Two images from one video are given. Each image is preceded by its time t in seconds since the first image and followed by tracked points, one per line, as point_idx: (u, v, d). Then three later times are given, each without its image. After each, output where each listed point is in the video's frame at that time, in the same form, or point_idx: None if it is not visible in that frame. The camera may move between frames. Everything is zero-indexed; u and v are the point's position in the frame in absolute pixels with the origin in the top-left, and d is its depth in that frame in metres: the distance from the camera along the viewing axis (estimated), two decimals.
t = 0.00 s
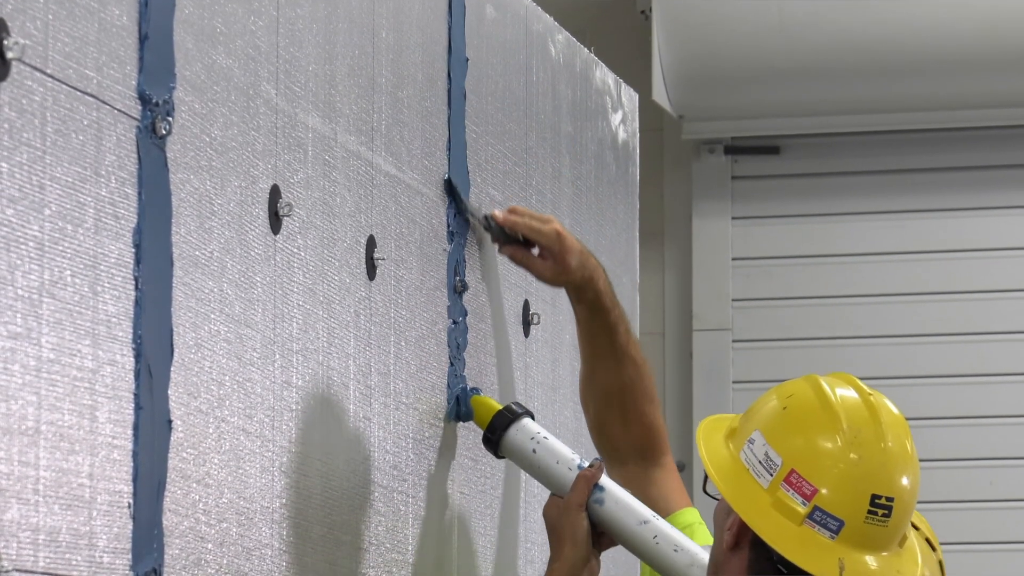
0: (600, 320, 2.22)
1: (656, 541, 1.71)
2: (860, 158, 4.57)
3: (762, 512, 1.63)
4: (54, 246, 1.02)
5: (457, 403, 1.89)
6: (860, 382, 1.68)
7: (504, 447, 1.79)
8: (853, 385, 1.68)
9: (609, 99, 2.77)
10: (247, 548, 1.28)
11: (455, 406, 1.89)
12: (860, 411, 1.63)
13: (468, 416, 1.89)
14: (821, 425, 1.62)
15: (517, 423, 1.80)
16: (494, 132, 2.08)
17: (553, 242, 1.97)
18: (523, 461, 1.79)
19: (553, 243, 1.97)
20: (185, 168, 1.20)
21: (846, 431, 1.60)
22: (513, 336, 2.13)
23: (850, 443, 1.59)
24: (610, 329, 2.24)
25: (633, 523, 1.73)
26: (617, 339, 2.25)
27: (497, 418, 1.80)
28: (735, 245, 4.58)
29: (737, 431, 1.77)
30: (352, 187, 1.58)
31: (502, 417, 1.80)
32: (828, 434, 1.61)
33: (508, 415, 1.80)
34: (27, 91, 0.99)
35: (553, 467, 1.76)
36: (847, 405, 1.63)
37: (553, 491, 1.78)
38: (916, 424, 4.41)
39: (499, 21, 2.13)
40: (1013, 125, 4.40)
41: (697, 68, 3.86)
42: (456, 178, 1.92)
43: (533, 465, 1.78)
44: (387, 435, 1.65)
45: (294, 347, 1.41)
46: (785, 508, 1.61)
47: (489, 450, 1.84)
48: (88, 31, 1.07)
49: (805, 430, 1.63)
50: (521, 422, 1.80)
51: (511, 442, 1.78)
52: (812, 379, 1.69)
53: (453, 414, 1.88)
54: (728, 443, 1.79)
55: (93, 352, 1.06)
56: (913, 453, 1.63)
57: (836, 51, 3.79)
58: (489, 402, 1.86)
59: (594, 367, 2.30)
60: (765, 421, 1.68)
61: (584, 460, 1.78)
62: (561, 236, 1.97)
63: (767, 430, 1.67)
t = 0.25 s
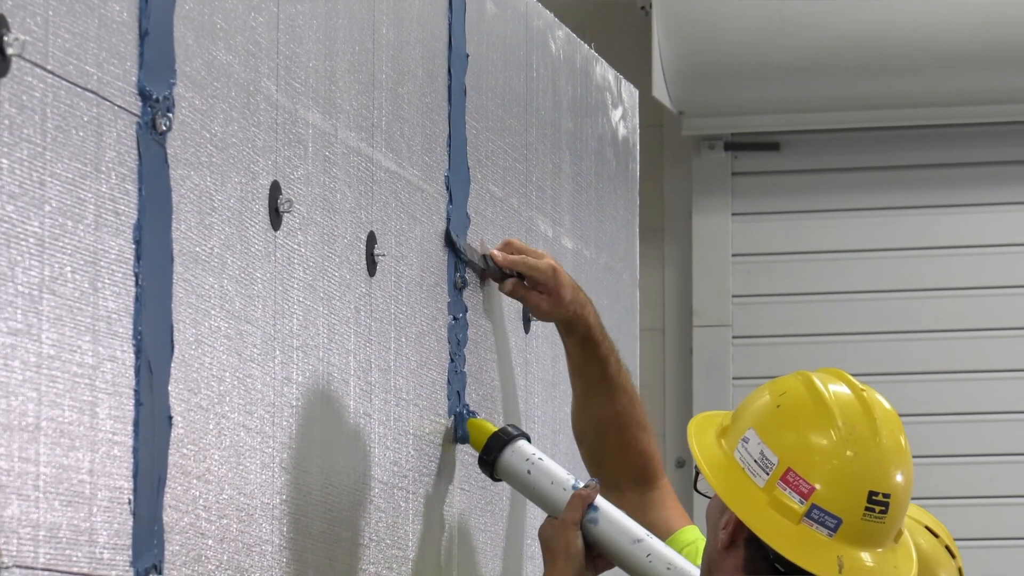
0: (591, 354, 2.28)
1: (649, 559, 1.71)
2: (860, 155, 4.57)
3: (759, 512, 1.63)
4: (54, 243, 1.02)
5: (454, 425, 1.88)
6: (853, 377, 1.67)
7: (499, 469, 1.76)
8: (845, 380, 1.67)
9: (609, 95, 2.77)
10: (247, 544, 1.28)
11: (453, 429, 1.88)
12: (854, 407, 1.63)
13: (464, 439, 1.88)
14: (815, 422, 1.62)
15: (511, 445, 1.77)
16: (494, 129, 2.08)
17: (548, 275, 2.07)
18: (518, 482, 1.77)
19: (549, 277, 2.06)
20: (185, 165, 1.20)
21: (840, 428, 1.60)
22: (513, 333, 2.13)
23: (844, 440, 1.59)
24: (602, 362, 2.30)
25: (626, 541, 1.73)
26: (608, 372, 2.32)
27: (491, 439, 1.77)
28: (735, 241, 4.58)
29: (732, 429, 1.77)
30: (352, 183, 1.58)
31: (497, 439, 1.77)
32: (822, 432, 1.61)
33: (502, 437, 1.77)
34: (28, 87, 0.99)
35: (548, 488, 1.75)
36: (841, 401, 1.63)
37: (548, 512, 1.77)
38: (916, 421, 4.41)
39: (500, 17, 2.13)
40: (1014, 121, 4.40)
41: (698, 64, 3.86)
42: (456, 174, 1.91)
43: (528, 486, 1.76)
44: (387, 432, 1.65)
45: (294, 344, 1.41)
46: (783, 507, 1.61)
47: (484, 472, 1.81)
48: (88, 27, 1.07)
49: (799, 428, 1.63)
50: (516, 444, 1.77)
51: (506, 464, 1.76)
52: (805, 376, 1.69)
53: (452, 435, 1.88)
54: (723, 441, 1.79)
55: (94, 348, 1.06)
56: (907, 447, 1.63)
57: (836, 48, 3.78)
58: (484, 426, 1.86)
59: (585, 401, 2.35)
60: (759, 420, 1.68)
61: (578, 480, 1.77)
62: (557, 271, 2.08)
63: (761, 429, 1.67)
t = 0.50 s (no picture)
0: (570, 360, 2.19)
1: (660, 568, 1.66)
2: (860, 152, 4.57)
3: (769, 511, 1.64)
4: (54, 240, 1.02)
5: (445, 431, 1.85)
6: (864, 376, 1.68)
7: (497, 476, 1.76)
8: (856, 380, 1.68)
9: (609, 93, 2.77)
10: (247, 542, 1.29)
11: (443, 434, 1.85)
12: (865, 407, 1.63)
13: (456, 444, 1.85)
14: (826, 423, 1.63)
15: (507, 451, 1.77)
16: (494, 126, 2.08)
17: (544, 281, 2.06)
18: (518, 490, 1.76)
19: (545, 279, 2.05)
20: (185, 162, 1.20)
21: (852, 429, 1.61)
22: (513, 330, 2.13)
23: (856, 441, 1.60)
24: (580, 368, 2.20)
25: (634, 550, 1.68)
26: (587, 379, 2.21)
27: (487, 446, 1.77)
28: (735, 239, 4.58)
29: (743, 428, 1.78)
30: (352, 180, 1.58)
31: (492, 445, 1.78)
32: (833, 433, 1.62)
33: (498, 443, 1.78)
34: (28, 84, 0.99)
35: (549, 495, 1.73)
36: (852, 402, 1.64)
37: (550, 520, 1.75)
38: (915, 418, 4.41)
39: (500, 14, 2.12)
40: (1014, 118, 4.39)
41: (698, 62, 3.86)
42: (456, 171, 1.91)
43: (529, 494, 1.75)
44: (387, 429, 1.65)
45: (294, 341, 1.41)
46: (793, 507, 1.62)
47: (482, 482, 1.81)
48: (89, 24, 1.07)
49: (810, 428, 1.63)
50: (512, 450, 1.77)
51: (503, 471, 1.76)
52: (816, 376, 1.69)
53: (441, 440, 1.84)
54: (733, 440, 1.79)
55: (94, 345, 1.06)
56: (918, 447, 1.64)
57: (836, 45, 3.78)
58: (477, 431, 1.83)
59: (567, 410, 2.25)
60: (770, 419, 1.69)
61: (579, 487, 1.76)
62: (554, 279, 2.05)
63: (771, 428, 1.68)
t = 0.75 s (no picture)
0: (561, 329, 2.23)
1: (660, 558, 1.66)
2: (860, 150, 4.57)
3: (789, 514, 1.65)
4: (54, 238, 1.02)
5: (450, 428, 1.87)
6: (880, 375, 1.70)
7: (501, 471, 1.76)
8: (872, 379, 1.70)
9: (609, 91, 2.77)
10: (247, 540, 1.29)
11: (448, 431, 1.87)
12: (883, 407, 1.66)
13: (461, 440, 1.87)
14: (845, 424, 1.65)
15: (512, 446, 1.76)
16: (494, 124, 2.08)
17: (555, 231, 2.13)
18: (521, 485, 1.75)
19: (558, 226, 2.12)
20: (185, 160, 1.20)
21: (871, 429, 1.63)
22: (513, 328, 2.13)
23: (875, 441, 1.62)
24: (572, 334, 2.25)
25: (635, 540, 1.69)
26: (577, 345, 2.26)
27: (491, 442, 1.77)
28: (735, 237, 4.58)
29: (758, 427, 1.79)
30: (352, 179, 1.58)
31: (496, 442, 1.77)
32: (852, 433, 1.64)
33: (502, 438, 1.77)
34: (28, 82, 0.99)
35: (552, 487, 1.73)
36: (870, 402, 1.66)
37: (554, 514, 1.74)
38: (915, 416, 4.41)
39: (500, 13, 2.12)
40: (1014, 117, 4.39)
41: (698, 61, 3.86)
42: (456, 170, 1.91)
43: (532, 488, 1.74)
44: (386, 427, 1.65)
45: (294, 339, 1.41)
46: (813, 509, 1.64)
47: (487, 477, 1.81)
48: (88, 23, 1.07)
49: (829, 429, 1.65)
50: (516, 445, 1.76)
51: (507, 466, 1.75)
52: (832, 376, 1.71)
53: (447, 437, 1.86)
54: (749, 438, 1.81)
55: (94, 344, 1.06)
56: (935, 446, 1.67)
57: (837, 43, 3.78)
58: (483, 427, 1.83)
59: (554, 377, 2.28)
60: (788, 421, 1.70)
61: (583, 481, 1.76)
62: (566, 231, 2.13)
63: (790, 430, 1.69)
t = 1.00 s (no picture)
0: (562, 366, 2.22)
1: (669, 555, 1.67)
2: (860, 149, 4.57)
3: (808, 512, 1.76)
4: (54, 236, 1.02)
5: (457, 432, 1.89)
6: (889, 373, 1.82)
7: (510, 476, 1.77)
8: (882, 377, 1.82)
9: (609, 89, 2.77)
10: (247, 538, 1.29)
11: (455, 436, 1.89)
12: (894, 407, 1.77)
13: (468, 445, 1.89)
14: (857, 425, 1.76)
15: (518, 451, 1.78)
16: (494, 122, 2.08)
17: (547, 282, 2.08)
18: (529, 489, 1.76)
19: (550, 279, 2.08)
20: (185, 159, 1.20)
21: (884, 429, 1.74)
22: (513, 327, 2.13)
23: (889, 442, 1.73)
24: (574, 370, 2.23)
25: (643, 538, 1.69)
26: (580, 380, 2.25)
27: (498, 447, 1.79)
28: (735, 235, 4.58)
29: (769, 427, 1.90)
30: (352, 177, 1.58)
31: (504, 448, 1.79)
32: (865, 434, 1.75)
33: (509, 444, 1.79)
34: (27, 80, 0.99)
35: (559, 489, 1.74)
36: (881, 401, 1.77)
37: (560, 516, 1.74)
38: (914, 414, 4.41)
39: (499, 11, 2.12)
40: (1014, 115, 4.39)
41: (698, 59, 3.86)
42: (456, 168, 1.91)
43: (539, 491, 1.75)
44: (386, 426, 1.65)
45: (294, 338, 1.41)
46: (830, 508, 1.75)
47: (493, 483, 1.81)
48: (88, 21, 1.07)
49: (843, 430, 1.76)
50: (522, 449, 1.78)
51: (516, 471, 1.76)
52: (844, 377, 1.82)
53: (453, 443, 1.88)
54: (760, 438, 1.91)
55: (94, 342, 1.06)
56: (944, 441, 1.79)
57: (837, 41, 3.78)
58: (489, 434, 1.86)
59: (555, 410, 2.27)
60: (803, 423, 1.81)
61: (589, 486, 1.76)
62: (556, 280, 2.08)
63: (805, 431, 1.80)
